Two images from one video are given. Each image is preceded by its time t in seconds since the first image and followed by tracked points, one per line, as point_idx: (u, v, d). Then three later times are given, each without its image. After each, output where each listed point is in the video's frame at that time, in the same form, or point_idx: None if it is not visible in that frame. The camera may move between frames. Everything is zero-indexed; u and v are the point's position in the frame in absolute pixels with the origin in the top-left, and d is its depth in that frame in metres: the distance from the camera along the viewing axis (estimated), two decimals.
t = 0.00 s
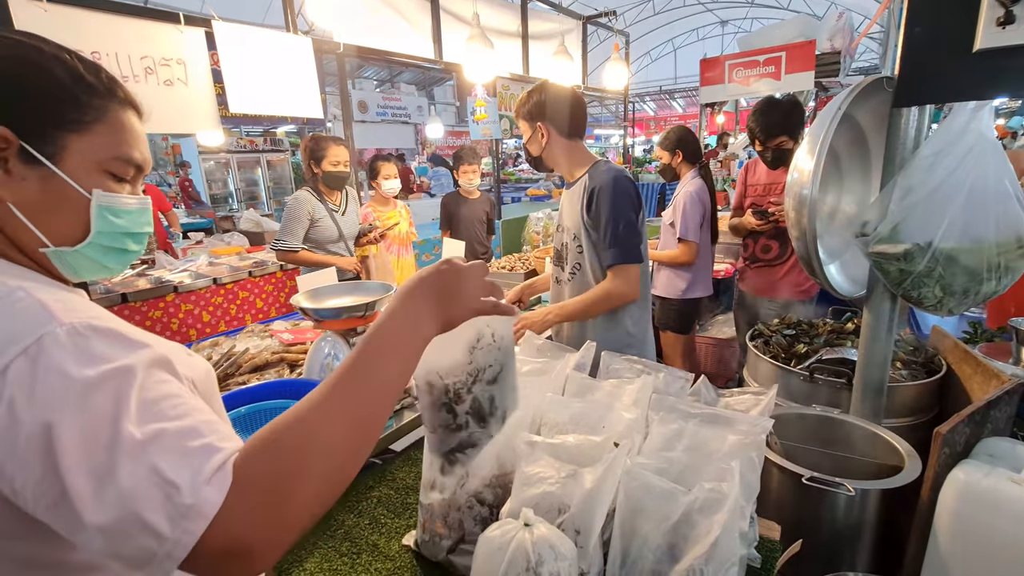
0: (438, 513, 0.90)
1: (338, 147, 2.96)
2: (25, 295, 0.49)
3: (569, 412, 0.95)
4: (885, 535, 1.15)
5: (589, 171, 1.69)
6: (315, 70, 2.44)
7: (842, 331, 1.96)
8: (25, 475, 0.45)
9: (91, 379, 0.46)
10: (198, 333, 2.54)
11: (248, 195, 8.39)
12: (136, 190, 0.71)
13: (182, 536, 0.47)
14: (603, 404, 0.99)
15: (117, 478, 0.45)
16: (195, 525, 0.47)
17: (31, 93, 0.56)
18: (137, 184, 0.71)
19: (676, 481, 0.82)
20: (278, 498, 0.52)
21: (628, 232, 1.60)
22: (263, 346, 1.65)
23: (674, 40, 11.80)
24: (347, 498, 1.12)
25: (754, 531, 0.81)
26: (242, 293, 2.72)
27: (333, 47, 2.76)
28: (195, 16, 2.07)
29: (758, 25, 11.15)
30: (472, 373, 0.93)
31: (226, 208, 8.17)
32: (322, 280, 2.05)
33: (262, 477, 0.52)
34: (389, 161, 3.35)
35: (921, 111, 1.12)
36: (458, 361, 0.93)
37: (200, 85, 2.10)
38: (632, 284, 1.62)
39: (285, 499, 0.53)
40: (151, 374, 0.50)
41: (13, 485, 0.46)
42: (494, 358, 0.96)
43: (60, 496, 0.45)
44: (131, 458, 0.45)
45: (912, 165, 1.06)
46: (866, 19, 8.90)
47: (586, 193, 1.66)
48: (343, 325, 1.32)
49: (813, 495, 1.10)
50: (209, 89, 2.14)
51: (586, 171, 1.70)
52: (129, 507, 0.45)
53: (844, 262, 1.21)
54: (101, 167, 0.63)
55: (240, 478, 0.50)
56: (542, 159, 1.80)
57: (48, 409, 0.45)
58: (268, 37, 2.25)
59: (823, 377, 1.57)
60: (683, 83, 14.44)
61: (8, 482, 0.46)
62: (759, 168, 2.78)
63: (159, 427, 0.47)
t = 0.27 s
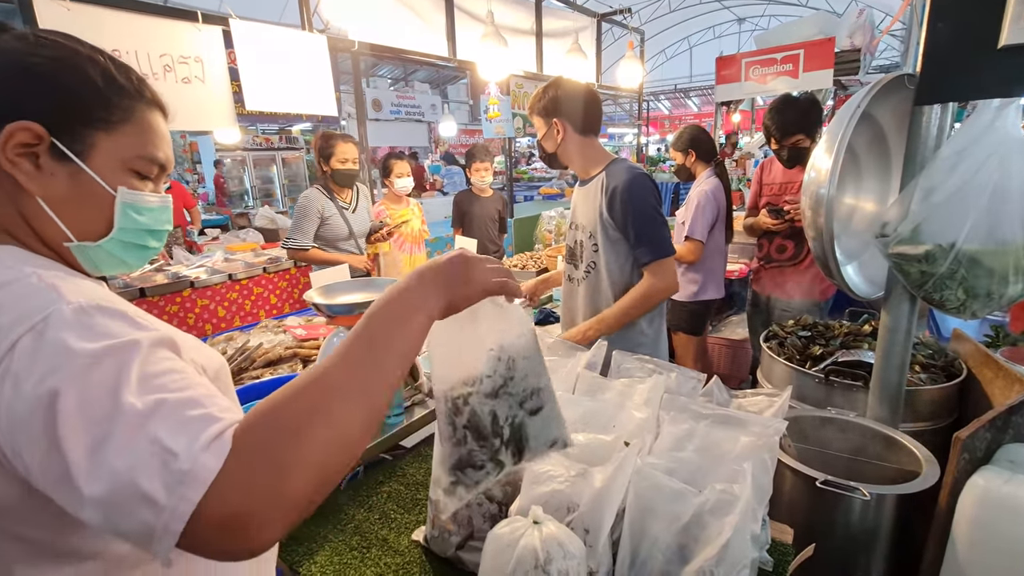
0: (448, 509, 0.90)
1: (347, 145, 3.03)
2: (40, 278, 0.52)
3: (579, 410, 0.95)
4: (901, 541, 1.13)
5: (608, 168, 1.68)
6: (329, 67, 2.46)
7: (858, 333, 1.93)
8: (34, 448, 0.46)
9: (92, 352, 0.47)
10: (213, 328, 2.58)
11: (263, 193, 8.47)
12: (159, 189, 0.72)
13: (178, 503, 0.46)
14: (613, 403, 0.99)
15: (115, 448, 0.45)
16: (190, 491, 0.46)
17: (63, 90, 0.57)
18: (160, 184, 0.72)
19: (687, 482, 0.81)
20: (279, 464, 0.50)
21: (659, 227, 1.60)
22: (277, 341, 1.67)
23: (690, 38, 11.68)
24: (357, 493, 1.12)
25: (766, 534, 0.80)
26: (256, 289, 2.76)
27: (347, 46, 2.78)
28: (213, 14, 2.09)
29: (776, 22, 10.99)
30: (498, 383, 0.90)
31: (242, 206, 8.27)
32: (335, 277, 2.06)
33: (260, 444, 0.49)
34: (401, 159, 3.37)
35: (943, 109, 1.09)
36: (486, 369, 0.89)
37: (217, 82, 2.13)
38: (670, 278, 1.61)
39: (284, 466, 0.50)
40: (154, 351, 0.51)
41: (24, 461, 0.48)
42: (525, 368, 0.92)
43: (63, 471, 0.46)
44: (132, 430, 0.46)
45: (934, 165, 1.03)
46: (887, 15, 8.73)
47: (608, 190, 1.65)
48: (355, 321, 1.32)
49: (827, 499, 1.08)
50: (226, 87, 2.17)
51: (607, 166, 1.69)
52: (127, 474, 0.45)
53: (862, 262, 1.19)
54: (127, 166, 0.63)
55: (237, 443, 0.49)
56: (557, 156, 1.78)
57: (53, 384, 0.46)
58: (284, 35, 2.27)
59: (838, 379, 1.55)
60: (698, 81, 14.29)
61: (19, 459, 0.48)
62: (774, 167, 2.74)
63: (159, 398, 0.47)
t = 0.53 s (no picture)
0: (457, 507, 0.90)
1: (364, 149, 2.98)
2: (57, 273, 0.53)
3: (590, 411, 0.95)
4: (918, 552, 1.11)
5: (625, 168, 1.67)
6: (346, 67, 2.48)
7: (877, 339, 1.89)
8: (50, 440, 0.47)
9: (108, 350, 0.48)
10: (229, 323, 2.62)
11: (280, 191, 8.57)
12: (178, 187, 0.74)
13: (181, 506, 0.46)
14: (625, 405, 0.98)
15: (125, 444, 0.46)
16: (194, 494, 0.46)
17: (90, 90, 0.59)
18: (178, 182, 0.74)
19: (699, 486, 0.80)
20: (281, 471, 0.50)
21: (678, 227, 1.58)
22: (291, 337, 1.69)
23: (707, 38, 11.57)
24: (368, 490, 1.13)
25: (779, 541, 0.79)
26: (271, 286, 2.79)
27: (364, 45, 2.80)
28: (233, 14, 2.13)
29: (795, 22, 10.83)
30: (451, 404, 0.80)
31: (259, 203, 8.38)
32: (348, 274, 2.08)
33: (266, 446, 0.50)
34: (417, 158, 3.37)
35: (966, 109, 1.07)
36: (438, 387, 0.80)
37: (236, 81, 2.16)
38: (689, 279, 1.59)
39: (288, 468, 0.50)
40: (168, 349, 0.52)
41: (40, 452, 0.49)
42: (482, 398, 0.80)
43: (77, 465, 0.47)
44: (140, 429, 0.46)
45: (957, 167, 1.01)
46: (911, 15, 8.55)
47: (625, 191, 1.64)
48: (368, 319, 1.33)
49: (842, 506, 1.06)
50: (244, 86, 2.20)
51: (624, 165, 1.68)
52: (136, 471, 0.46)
53: (882, 266, 1.17)
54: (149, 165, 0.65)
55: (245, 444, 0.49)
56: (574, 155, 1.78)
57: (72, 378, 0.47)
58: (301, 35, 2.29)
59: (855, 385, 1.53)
60: (715, 81, 14.14)
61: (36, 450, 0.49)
62: (791, 169, 2.71)
63: (170, 398, 0.48)
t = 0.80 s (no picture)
0: (467, 506, 0.91)
1: (375, 150, 3.00)
2: (86, 265, 0.54)
3: (601, 413, 0.94)
4: (935, 564, 1.08)
5: (637, 171, 1.67)
6: (361, 66, 2.50)
7: (893, 345, 1.86)
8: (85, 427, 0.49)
9: (143, 337, 0.50)
10: (243, 320, 2.65)
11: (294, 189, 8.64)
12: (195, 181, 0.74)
13: (227, 478, 0.49)
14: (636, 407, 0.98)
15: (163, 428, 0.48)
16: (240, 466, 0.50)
17: (109, 84, 0.59)
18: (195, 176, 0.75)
19: (710, 491, 0.80)
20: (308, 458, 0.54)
21: (689, 230, 1.58)
22: (304, 334, 1.71)
23: (723, 39, 11.48)
24: (377, 488, 1.14)
25: (791, 548, 0.78)
26: (285, 283, 2.82)
27: (379, 45, 2.82)
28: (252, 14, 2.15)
29: (813, 24, 10.69)
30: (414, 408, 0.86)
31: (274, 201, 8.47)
32: (361, 272, 2.10)
33: (286, 431, 0.54)
34: (430, 158, 3.38)
35: (990, 113, 1.05)
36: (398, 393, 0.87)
37: (253, 80, 2.19)
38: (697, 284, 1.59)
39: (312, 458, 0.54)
40: (196, 339, 0.53)
41: (75, 442, 0.50)
42: (438, 395, 0.85)
43: (115, 448, 0.48)
44: (181, 408, 0.48)
45: (978, 171, 0.99)
46: (932, 16, 8.40)
47: (638, 192, 1.64)
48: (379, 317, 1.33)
49: (855, 515, 1.05)
50: (261, 85, 2.22)
51: (637, 167, 1.68)
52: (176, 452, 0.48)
53: (899, 271, 1.15)
54: (167, 159, 0.66)
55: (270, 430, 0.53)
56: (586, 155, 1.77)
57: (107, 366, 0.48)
58: (317, 35, 2.31)
59: (870, 391, 1.50)
60: (730, 83, 14.01)
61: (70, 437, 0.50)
62: (808, 172, 2.67)
63: (209, 379, 0.50)
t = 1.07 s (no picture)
0: (477, 505, 0.92)
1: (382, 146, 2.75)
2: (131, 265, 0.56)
3: (612, 414, 0.94)
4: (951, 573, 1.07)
5: (651, 172, 1.66)
6: (375, 67, 2.51)
7: (909, 351, 1.83)
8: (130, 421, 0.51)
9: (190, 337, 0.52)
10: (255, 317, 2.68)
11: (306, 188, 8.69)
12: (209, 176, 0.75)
13: (276, 475, 0.53)
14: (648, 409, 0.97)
15: (210, 424, 0.51)
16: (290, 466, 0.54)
17: (130, 78, 0.60)
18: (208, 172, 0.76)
19: (722, 494, 0.79)
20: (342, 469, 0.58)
21: (705, 231, 1.58)
22: (316, 332, 1.72)
23: (736, 41, 11.39)
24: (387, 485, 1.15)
25: (804, 554, 0.77)
26: (297, 281, 2.84)
27: (393, 45, 2.84)
28: (268, 14, 2.17)
29: (829, 25, 10.58)
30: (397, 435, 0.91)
31: (286, 200, 8.54)
32: (373, 271, 2.11)
33: (327, 441, 0.58)
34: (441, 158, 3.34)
35: (1012, 116, 1.03)
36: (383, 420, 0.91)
37: (269, 80, 2.21)
38: (710, 287, 1.61)
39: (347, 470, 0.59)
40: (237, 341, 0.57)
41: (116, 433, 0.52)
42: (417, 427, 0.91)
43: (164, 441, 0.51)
44: (235, 405, 0.52)
45: (999, 175, 0.97)
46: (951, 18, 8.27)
47: (654, 194, 1.63)
48: (392, 316, 1.32)
49: (869, 522, 1.04)
50: (277, 86, 2.24)
51: (651, 168, 1.67)
52: (225, 445, 0.51)
53: (916, 276, 1.13)
54: (187, 154, 0.68)
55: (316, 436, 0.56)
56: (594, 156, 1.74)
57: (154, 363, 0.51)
58: (332, 34, 2.33)
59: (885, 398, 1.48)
60: (743, 84, 13.90)
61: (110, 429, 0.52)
62: (823, 174, 2.64)
63: (258, 384, 0.54)
